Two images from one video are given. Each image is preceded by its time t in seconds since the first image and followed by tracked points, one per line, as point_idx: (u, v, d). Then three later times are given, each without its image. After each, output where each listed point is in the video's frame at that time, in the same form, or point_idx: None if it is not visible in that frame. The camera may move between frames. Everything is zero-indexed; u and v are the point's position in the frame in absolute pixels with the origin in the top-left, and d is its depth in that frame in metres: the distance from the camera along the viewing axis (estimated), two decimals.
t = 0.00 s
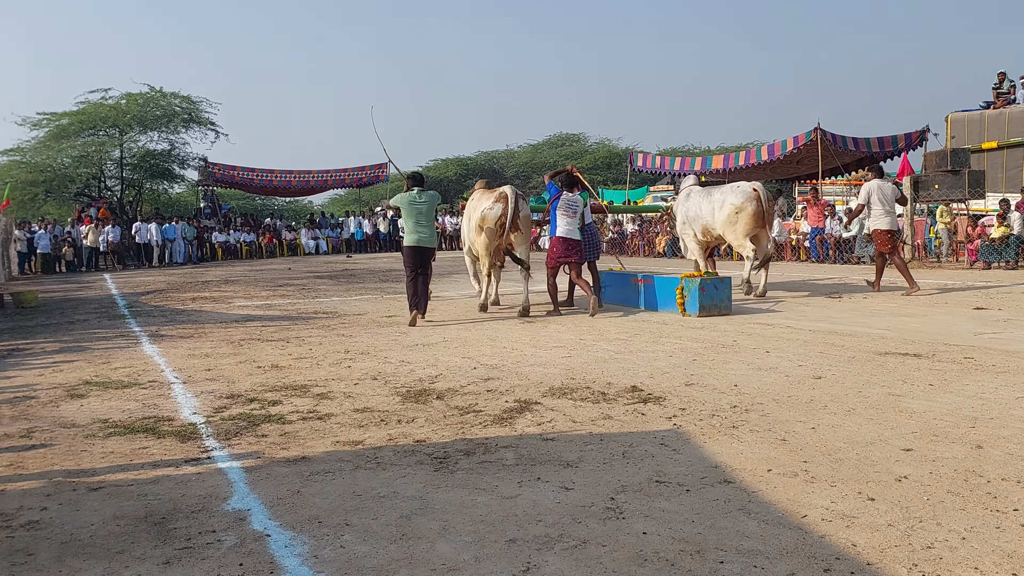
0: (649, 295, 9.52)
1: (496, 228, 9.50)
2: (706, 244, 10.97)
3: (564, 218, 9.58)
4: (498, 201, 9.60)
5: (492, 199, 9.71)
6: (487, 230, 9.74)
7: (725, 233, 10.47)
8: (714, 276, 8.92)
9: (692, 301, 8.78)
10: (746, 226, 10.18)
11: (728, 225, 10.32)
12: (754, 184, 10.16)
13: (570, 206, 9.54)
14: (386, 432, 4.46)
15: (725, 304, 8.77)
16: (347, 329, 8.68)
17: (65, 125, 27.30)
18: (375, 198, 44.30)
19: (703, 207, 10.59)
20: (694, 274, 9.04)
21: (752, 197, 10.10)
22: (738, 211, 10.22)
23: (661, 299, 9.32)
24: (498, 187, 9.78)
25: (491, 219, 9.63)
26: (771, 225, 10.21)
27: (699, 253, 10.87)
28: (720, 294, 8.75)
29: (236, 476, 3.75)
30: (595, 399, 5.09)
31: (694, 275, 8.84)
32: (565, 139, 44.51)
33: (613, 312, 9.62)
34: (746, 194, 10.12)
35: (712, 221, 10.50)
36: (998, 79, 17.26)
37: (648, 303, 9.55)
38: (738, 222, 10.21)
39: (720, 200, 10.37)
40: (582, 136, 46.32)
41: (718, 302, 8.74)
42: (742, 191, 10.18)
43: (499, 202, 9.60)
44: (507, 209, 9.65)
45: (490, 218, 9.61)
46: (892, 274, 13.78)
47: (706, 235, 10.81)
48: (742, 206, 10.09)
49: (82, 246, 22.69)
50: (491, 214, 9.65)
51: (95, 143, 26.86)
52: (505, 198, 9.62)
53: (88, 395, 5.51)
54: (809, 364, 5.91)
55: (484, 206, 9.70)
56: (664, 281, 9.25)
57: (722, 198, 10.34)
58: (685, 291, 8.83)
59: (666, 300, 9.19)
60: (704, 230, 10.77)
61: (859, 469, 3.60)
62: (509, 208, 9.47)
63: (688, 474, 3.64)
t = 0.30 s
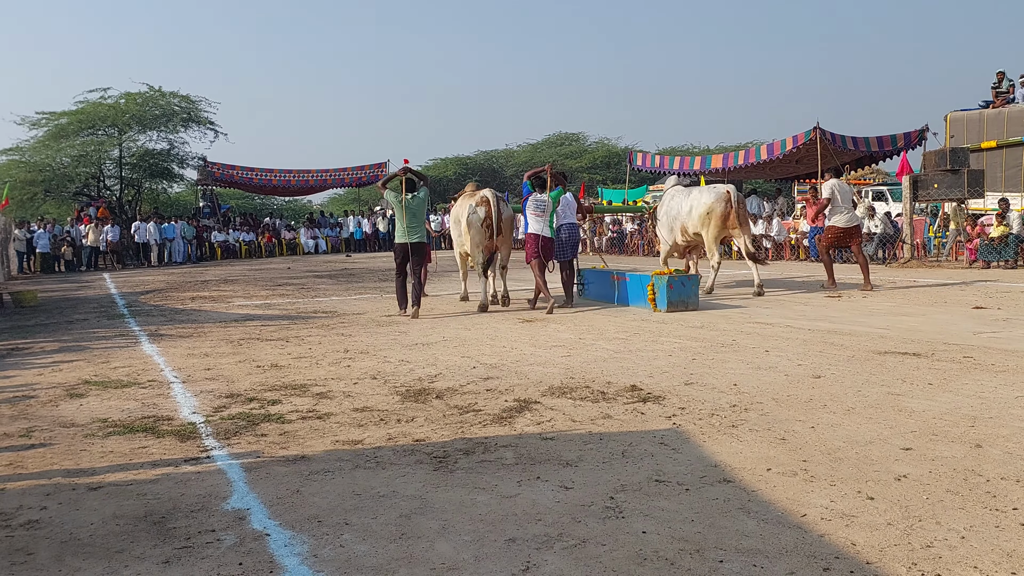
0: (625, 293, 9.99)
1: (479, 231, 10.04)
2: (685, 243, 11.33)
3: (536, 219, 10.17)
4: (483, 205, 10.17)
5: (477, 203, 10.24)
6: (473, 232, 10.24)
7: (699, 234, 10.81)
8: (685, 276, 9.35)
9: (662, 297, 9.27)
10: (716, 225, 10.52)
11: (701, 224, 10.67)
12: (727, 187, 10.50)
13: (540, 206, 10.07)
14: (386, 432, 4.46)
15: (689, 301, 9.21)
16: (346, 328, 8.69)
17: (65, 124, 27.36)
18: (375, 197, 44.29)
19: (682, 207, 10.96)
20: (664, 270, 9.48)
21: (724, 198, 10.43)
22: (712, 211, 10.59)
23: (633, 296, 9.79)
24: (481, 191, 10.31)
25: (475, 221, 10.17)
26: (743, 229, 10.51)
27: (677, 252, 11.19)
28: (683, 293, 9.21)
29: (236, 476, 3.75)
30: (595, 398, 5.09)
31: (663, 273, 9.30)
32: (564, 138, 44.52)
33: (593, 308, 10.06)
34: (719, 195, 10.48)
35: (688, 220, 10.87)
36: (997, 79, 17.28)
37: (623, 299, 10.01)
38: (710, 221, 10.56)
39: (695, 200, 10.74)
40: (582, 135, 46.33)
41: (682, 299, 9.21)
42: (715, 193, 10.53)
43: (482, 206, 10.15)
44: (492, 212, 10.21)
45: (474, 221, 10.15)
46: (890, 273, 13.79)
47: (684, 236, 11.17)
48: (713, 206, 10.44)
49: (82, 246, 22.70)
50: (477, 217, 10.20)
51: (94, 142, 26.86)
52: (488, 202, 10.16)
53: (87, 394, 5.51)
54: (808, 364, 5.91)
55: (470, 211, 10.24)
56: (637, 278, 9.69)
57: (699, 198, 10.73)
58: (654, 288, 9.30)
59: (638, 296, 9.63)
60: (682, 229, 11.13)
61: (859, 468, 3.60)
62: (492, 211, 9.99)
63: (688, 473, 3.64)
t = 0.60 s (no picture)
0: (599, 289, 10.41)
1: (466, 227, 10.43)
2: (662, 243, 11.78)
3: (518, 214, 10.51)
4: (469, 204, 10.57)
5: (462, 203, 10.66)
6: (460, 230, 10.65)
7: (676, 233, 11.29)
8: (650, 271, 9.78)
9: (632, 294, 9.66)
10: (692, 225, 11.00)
11: (677, 224, 11.14)
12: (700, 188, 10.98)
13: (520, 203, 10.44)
14: (380, 431, 4.45)
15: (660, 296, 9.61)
16: (341, 327, 8.67)
17: (58, 122, 27.23)
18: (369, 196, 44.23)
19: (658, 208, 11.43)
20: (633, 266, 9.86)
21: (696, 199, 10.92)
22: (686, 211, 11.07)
23: (606, 292, 10.18)
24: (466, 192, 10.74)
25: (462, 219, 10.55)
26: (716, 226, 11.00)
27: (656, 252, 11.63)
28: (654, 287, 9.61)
29: (230, 475, 3.74)
30: (589, 396, 5.09)
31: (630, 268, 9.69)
32: (558, 137, 44.56)
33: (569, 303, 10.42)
34: (692, 196, 10.96)
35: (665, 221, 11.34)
36: (991, 77, 17.32)
37: (597, 294, 10.37)
38: (686, 221, 11.05)
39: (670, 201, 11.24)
40: (576, 134, 46.37)
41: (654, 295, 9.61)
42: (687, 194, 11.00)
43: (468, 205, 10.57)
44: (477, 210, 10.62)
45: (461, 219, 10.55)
46: (884, 271, 13.82)
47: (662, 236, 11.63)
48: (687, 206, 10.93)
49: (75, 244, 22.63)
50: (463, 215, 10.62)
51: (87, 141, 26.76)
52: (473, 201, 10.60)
53: (80, 393, 5.48)
54: (802, 362, 5.92)
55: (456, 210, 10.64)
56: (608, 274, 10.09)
57: (673, 199, 11.21)
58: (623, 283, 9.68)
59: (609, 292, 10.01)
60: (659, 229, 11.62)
61: (852, 466, 3.61)
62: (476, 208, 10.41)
63: (682, 471, 3.64)
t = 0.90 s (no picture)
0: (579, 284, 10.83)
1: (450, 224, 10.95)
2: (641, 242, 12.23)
3: (500, 216, 10.95)
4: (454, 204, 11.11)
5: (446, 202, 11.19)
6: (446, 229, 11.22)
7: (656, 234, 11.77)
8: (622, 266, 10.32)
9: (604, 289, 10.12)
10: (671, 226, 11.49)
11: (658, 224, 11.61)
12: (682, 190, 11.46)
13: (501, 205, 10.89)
14: (377, 429, 4.45)
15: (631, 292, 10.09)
16: (339, 325, 8.68)
17: (55, 120, 27.14)
18: (366, 193, 44.18)
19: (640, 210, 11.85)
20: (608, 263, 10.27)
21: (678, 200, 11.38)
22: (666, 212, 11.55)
23: (584, 287, 10.61)
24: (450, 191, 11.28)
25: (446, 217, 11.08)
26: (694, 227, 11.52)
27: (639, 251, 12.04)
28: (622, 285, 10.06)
29: (227, 473, 3.74)
30: (587, 394, 5.10)
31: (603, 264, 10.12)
32: (556, 135, 44.55)
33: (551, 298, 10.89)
34: (674, 197, 11.42)
35: (645, 221, 11.78)
36: (987, 76, 17.33)
37: (576, 290, 10.81)
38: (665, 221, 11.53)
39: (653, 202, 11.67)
40: (573, 132, 46.35)
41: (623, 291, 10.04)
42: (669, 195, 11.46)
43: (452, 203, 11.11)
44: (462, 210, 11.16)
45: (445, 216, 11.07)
46: (882, 270, 13.84)
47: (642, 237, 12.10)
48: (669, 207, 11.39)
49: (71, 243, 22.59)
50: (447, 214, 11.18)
51: (84, 139, 26.71)
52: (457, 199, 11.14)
53: (77, 391, 5.48)
54: (800, 361, 5.93)
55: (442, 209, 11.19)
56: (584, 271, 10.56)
57: (655, 200, 11.66)
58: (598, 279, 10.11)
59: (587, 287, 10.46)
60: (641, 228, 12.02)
61: (849, 464, 3.62)
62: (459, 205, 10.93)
63: (680, 470, 3.64)
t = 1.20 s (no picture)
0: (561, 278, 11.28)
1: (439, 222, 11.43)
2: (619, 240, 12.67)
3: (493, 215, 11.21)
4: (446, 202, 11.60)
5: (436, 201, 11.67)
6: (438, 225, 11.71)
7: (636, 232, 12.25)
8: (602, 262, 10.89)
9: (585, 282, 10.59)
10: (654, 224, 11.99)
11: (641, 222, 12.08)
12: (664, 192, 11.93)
13: (494, 206, 11.10)
14: (377, 425, 4.45)
15: (612, 287, 10.68)
16: (339, 322, 8.68)
17: (55, 115, 27.10)
18: (366, 190, 44.15)
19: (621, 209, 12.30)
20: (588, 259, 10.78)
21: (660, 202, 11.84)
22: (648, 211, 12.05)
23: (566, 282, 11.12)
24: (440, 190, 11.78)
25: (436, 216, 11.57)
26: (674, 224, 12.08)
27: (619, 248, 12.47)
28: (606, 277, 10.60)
29: (226, 469, 3.74)
30: (587, 392, 5.10)
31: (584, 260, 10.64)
32: (556, 132, 44.53)
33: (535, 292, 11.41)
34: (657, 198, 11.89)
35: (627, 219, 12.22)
36: (988, 75, 17.31)
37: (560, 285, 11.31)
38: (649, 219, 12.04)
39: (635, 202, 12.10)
40: (574, 129, 46.32)
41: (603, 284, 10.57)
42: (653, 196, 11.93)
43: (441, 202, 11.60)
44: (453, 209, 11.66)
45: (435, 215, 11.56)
46: (882, 268, 13.84)
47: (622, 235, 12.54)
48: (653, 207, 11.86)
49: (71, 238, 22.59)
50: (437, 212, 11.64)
51: (84, 134, 26.69)
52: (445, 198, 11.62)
53: (77, 387, 5.49)
54: (800, 358, 5.93)
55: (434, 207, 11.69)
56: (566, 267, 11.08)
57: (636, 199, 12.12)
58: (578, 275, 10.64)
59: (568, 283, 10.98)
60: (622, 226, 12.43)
61: (849, 462, 3.63)
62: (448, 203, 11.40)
63: (679, 467, 3.65)
